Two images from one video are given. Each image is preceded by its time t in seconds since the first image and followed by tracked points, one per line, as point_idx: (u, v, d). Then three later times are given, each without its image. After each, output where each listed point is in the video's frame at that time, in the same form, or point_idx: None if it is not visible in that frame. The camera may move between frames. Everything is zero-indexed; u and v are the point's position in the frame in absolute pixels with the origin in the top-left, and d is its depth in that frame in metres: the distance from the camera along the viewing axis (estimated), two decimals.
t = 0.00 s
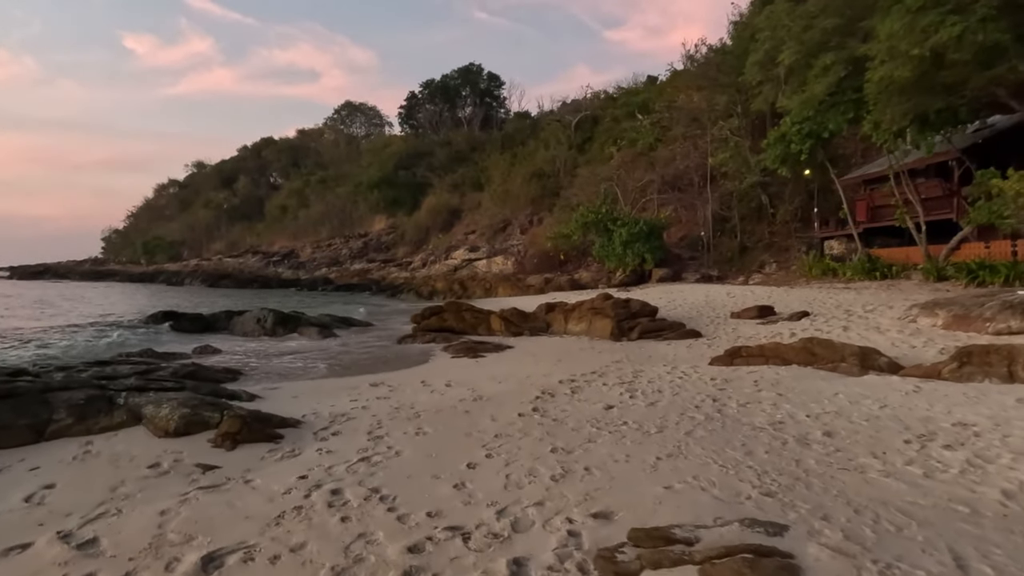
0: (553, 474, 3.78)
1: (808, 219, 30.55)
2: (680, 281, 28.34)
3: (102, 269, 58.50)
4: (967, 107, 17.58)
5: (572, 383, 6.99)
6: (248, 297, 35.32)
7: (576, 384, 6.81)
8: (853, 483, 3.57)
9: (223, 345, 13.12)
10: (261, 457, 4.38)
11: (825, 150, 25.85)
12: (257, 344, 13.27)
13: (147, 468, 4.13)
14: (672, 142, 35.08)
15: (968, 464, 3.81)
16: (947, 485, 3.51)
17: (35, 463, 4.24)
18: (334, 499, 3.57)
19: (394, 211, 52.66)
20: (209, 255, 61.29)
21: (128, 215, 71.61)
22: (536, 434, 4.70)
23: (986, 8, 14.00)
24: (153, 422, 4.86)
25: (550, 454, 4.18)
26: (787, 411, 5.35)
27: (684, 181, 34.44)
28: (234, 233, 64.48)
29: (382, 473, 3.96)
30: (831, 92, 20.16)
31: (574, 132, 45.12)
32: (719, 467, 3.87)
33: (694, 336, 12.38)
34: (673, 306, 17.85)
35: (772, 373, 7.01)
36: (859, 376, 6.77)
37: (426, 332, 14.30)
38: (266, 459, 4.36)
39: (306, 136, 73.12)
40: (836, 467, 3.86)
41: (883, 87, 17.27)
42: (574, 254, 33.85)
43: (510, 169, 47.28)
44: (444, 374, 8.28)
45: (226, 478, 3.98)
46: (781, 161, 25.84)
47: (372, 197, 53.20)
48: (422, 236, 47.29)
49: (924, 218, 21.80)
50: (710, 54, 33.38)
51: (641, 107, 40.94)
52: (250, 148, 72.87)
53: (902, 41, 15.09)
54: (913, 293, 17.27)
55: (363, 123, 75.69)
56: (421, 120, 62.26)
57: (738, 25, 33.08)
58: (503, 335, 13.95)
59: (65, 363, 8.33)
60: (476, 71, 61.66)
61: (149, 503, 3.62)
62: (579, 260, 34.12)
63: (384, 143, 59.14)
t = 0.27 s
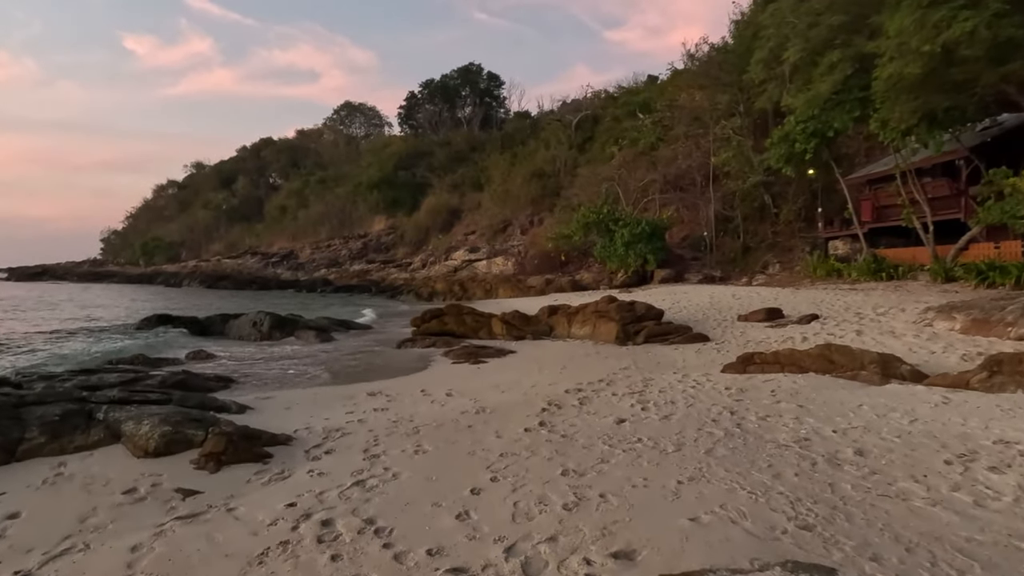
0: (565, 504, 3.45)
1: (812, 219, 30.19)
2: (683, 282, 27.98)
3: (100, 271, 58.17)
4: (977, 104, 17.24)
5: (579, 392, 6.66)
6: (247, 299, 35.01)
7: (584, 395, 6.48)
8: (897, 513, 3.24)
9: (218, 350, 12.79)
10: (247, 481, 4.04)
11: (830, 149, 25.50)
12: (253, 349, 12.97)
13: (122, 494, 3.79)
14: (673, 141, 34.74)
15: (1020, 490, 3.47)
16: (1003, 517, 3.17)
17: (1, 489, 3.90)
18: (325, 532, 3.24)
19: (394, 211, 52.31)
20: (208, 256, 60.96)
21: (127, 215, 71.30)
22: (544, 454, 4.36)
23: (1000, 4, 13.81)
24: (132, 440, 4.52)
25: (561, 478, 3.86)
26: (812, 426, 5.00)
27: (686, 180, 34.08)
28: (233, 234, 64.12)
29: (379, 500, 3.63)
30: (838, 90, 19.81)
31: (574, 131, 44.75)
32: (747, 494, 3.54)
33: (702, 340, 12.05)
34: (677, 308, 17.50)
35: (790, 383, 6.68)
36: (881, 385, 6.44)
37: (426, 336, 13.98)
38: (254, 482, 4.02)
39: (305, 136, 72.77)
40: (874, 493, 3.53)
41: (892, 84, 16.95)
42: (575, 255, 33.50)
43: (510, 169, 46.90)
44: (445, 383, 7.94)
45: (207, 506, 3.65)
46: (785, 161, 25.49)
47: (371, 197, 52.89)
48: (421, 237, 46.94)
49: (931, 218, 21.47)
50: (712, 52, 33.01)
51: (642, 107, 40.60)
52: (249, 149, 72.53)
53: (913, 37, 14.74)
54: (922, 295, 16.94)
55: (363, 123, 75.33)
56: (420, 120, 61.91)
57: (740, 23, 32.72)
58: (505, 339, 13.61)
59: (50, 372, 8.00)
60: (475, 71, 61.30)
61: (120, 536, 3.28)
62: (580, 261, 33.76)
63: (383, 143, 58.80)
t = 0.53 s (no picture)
0: (580, 527, 3.15)
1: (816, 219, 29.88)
2: (686, 283, 27.65)
3: (99, 272, 57.93)
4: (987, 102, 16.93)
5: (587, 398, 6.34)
6: (246, 301, 34.70)
7: (593, 401, 6.15)
8: (949, 540, 2.92)
9: (214, 353, 12.49)
10: (232, 498, 3.72)
11: (835, 148, 25.19)
12: (249, 351, 12.66)
13: (93, 514, 3.48)
14: (676, 141, 34.45)
15: None
16: None
17: None
18: (315, 560, 2.94)
19: (394, 213, 52.05)
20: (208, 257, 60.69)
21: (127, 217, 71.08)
22: (554, 467, 4.04)
23: None
24: (109, 452, 4.21)
25: (574, 496, 3.54)
26: (840, 436, 4.68)
27: (689, 180, 33.77)
28: (233, 236, 63.86)
29: (375, 522, 3.32)
30: (845, 87, 19.50)
31: (576, 132, 44.45)
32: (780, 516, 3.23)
33: (710, 343, 11.71)
34: (682, 310, 17.17)
35: (809, 388, 6.37)
36: (906, 391, 6.11)
37: (426, 338, 13.65)
38: (238, 500, 3.70)
39: (305, 137, 72.54)
40: (920, 514, 3.21)
41: (900, 81, 16.65)
42: (577, 256, 33.18)
43: (511, 170, 46.58)
44: (447, 388, 7.60)
45: (186, 528, 3.33)
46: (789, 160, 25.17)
47: (371, 198, 52.66)
48: (422, 238, 46.66)
49: (940, 218, 21.15)
50: (716, 51, 32.72)
51: (644, 107, 40.32)
52: (249, 150, 72.28)
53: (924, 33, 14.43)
54: (932, 296, 16.63)
55: (363, 125, 75.08)
56: (421, 121, 61.67)
57: (744, 22, 32.42)
58: (507, 341, 13.28)
59: (35, 376, 7.71)
60: (476, 72, 61.04)
61: (86, 564, 2.98)
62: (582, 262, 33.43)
63: (384, 144, 58.53)
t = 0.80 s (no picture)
0: (597, 563, 2.86)
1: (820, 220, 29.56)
2: (689, 284, 27.32)
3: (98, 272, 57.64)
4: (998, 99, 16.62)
5: (594, 408, 6.03)
6: (245, 301, 34.40)
7: (602, 411, 5.85)
8: None
9: (208, 356, 12.20)
10: (211, 524, 3.42)
11: (841, 148, 24.88)
12: (244, 353, 12.37)
13: (59, 544, 3.19)
14: (678, 141, 34.17)
15: None
16: None
17: None
18: None
19: (394, 213, 51.78)
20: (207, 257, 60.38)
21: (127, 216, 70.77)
22: (564, 487, 3.74)
23: None
24: (82, 469, 3.92)
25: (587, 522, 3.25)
26: (868, 451, 4.37)
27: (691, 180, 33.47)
28: (232, 235, 63.55)
29: (369, 553, 3.04)
30: (852, 85, 19.19)
31: (577, 131, 44.15)
32: (813, 549, 2.94)
33: (718, 346, 11.40)
34: (687, 311, 16.86)
35: (828, 398, 6.06)
36: (930, 400, 5.81)
37: (426, 341, 13.35)
38: (220, 525, 3.41)
39: (305, 137, 72.25)
40: (970, 546, 2.92)
41: (910, 78, 16.36)
42: (578, 256, 32.86)
43: (512, 169, 46.26)
44: (448, 395, 7.30)
45: (160, 560, 3.05)
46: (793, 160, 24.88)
47: (372, 198, 52.50)
48: (422, 238, 46.39)
49: (948, 218, 20.84)
50: (719, 50, 32.45)
51: (646, 106, 40.06)
52: (249, 150, 72.00)
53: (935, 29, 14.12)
54: (941, 298, 16.32)
55: (364, 125, 74.78)
56: (421, 120, 61.43)
57: (747, 20, 32.14)
58: (509, 344, 12.98)
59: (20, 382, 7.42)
60: (476, 72, 60.76)
61: None
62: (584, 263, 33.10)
63: (384, 144, 58.26)
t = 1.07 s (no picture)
0: None
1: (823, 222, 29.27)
2: (691, 286, 27.03)
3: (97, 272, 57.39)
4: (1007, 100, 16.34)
5: (597, 417, 5.76)
6: (243, 301, 34.14)
7: (605, 421, 5.58)
8: None
9: (200, 358, 11.94)
10: (182, 548, 3.17)
11: (845, 149, 24.59)
12: (237, 356, 12.09)
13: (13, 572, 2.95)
14: (680, 142, 33.89)
15: None
16: None
17: None
18: None
19: (394, 213, 51.52)
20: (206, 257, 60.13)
21: (126, 216, 70.55)
22: (566, 509, 3.48)
23: None
24: (49, 486, 3.67)
25: (591, 552, 3.00)
26: (890, 468, 4.09)
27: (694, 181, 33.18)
28: (232, 236, 63.30)
29: None
30: (858, 85, 18.92)
31: (578, 132, 43.87)
32: None
33: (723, 351, 11.12)
34: (690, 314, 16.56)
35: (842, 408, 5.78)
36: (951, 411, 5.52)
37: (424, 344, 13.07)
38: (191, 551, 3.14)
39: (306, 137, 72.00)
40: None
41: (918, 78, 16.08)
42: (579, 257, 32.58)
43: (513, 170, 45.97)
44: (444, 402, 7.03)
45: None
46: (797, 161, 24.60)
47: (372, 198, 52.25)
48: (422, 239, 46.13)
49: (954, 220, 20.56)
50: (722, 51, 32.19)
51: (648, 107, 39.79)
52: (249, 150, 71.77)
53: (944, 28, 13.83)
54: (949, 302, 16.04)
55: (364, 125, 74.49)
56: (422, 121, 61.20)
57: (751, 20, 31.86)
58: (508, 348, 12.69)
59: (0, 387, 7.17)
60: (477, 72, 60.51)
61: None
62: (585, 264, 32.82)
63: (384, 144, 58.00)
